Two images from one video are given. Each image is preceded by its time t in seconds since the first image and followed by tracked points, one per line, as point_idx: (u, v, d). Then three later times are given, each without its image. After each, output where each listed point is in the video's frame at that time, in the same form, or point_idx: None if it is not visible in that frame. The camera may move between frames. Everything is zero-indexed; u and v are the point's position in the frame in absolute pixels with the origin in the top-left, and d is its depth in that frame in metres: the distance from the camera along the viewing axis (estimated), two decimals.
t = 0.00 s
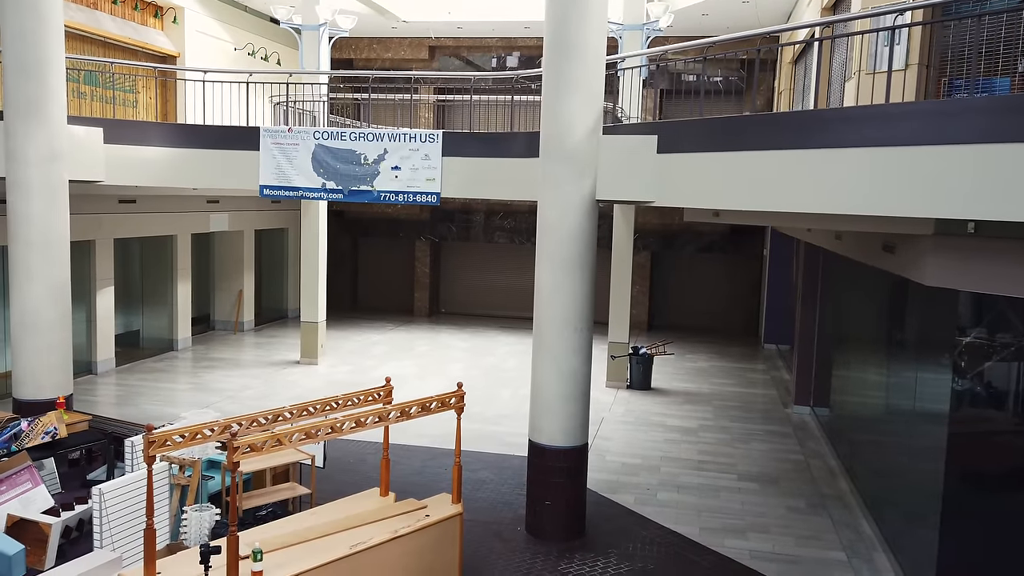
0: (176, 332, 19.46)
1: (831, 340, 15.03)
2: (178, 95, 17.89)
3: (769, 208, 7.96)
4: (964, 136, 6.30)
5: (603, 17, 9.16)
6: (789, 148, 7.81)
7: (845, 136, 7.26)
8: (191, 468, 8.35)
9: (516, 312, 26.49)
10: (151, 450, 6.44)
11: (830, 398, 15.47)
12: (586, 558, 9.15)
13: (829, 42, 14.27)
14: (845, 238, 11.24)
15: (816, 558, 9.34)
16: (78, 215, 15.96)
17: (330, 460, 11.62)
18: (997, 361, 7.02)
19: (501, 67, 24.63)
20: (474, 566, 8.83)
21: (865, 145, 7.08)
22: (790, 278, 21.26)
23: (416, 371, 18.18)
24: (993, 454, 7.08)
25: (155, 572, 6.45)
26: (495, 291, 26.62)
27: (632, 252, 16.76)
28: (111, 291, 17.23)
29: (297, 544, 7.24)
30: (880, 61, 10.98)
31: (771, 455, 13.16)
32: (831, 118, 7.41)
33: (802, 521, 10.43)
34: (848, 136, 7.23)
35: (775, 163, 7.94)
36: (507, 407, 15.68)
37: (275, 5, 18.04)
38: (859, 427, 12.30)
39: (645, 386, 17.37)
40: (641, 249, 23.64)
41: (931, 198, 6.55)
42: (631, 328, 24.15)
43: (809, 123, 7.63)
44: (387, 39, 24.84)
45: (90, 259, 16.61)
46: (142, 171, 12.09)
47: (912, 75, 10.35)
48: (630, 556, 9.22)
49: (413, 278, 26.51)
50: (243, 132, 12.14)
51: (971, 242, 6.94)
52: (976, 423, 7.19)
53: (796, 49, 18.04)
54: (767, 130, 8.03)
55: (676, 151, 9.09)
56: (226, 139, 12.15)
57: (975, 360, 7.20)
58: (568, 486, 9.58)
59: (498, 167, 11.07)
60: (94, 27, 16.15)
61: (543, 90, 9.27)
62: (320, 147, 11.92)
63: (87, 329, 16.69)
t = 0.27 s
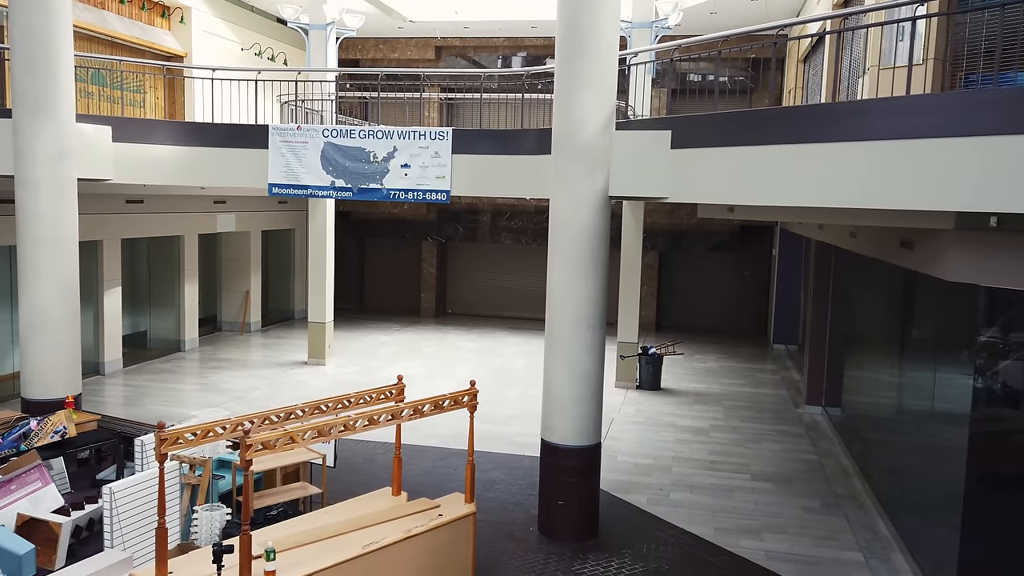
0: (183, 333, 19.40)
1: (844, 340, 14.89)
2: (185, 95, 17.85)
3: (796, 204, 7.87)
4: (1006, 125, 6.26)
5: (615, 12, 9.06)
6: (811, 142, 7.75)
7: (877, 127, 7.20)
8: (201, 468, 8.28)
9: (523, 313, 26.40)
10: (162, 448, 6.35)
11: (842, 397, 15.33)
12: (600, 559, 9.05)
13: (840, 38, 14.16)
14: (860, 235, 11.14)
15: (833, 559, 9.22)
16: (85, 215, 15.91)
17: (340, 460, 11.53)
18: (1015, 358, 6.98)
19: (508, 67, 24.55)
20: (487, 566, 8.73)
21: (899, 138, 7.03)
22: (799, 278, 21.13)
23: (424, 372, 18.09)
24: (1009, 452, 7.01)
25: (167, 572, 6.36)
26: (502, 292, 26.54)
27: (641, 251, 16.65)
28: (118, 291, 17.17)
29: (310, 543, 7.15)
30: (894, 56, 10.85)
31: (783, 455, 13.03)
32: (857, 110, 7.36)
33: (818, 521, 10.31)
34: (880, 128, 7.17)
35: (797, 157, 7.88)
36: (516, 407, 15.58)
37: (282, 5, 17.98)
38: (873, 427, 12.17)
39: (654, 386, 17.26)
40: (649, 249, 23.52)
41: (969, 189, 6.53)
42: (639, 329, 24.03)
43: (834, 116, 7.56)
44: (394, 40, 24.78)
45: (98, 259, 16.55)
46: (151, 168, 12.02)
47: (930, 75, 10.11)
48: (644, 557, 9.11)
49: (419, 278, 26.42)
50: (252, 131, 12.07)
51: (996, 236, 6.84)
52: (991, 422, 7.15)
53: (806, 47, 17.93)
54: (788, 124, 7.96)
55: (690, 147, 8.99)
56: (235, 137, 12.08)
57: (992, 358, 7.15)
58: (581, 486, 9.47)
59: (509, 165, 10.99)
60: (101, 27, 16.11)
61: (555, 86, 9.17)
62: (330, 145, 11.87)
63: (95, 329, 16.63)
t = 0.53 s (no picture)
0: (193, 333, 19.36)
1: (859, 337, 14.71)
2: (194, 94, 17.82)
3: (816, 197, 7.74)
4: None
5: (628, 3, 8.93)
6: (832, 133, 7.60)
7: (899, 117, 7.06)
8: (213, 466, 8.22)
9: (533, 312, 26.29)
10: (174, 445, 6.27)
11: (856, 395, 15.17)
12: (616, 558, 8.93)
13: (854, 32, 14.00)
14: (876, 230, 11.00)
15: (853, 558, 9.08)
16: (95, 215, 15.88)
17: (351, 459, 11.45)
18: None
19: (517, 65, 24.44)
20: (502, 565, 8.62)
21: (922, 128, 6.88)
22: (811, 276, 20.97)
23: (434, 371, 18.00)
24: None
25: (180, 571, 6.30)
26: (511, 292, 26.45)
27: (653, 248, 16.50)
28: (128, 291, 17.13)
29: (325, 541, 7.07)
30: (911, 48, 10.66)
31: (799, 453, 12.88)
32: (879, 100, 7.20)
33: (836, 520, 10.16)
34: (903, 118, 7.02)
35: (818, 149, 7.73)
36: (527, 406, 15.48)
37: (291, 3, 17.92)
38: (890, 425, 12.01)
39: (666, 384, 17.12)
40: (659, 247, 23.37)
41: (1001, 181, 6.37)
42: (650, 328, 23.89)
43: (856, 107, 7.42)
44: (402, 39, 24.71)
45: (108, 259, 16.52)
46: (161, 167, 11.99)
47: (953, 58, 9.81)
48: (661, 556, 8.99)
49: (428, 278, 26.35)
50: (262, 128, 12.00)
51: None
52: (1011, 420, 7.11)
53: (818, 42, 17.78)
54: (808, 116, 7.81)
55: (705, 140, 8.87)
56: (245, 134, 12.01)
57: (1014, 354, 7.12)
58: (596, 483, 9.34)
59: (520, 160, 10.89)
60: (110, 26, 16.09)
61: (569, 79, 9.06)
62: (340, 141, 11.80)
63: (105, 329, 16.60)
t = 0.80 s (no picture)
0: (201, 329, 19.29)
1: (872, 333, 14.52)
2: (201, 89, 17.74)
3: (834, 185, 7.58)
4: None
5: None
6: (851, 119, 7.45)
7: (919, 101, 6.90)
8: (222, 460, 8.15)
9: (541, 309, 26.15)
10: (184, 437, 6.17)
11: (870, 390, 15.00)
12: (629, 553, 8.80)
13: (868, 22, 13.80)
14: (892, 222, 10.83)
15: (872, 554, 8.93)
16: (102, 211, 15.81)
17: (360, 454, 11.34)
18: None
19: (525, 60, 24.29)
20: (514, 561, 8.50)
21: (942, 112, 6.72)
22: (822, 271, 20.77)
23: (443, 367, 17.89)
24: None
25: (189, 565, 6.22)
26: (520, 288, 26.33)
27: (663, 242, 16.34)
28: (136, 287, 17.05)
29: (335, 536, 6.97)
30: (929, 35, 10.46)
31: (813, 449, 12.72)
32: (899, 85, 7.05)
33: (853, 515, 10.01)
34: (923, 103, 6.86)
35: (835, 136, 7.58)
36: (537, 401, 15.35)
37: None
38: (905, 420, 11.84)
39: (677, 380, 16.97)
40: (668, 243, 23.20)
41: None
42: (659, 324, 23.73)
43: (874, 92, 7.27)
44: (409, 34, 24.59)
45: (116, 254, 16.45)
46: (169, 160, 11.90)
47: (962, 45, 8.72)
48: (675, 551, 8.86)
49: (436, 274, 26.25)
50: (270, 121, 11.90)
51: None
52: None
53: (829, 34, 17.59)
54: (826, 102, 7.67)
55: (720, 129, 8.72)
56: (253, 127, 11.90)
57: None
58: (609, 478, 9.22)
59: (531, 152, 10.78)
60: (117, 21, 15.99)
61: (581, 68, 8.93)
62: (348, 134, 11.69)
63: (113, 326, 16.53)
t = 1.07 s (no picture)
0: (211, 323, 19.24)
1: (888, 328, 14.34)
2: (211, 81, 17.67)
3: (856, 175, 7.44)
4: None
5: None
6: (873, 107, 7.30)
7: (944, 87, 6.75)
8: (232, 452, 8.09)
9: (551, 303, 26.02)
10: (195, 428, 6.08)
11: (885, 386, 14.83)
12: (644, 548, 8.70)
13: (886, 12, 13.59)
14: (911, 214, 10.66)
15: (890, 550, 8.79)
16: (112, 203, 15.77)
17: (371, 448, 11.26)
18: None
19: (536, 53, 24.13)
20: (527, 556, 8.41)
21: (970, 98, 6.56)
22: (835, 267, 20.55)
23: (453, 361, 17.80)
24: None
25: (200, 557, 6.17)
26: (529, 283, 26.21)
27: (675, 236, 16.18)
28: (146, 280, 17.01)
29: (347, 528, 6.89)
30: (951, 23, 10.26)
31: (828, 444, 12.57)
32: (923, 72, 6.90)
33: (870, 511, 9.88)
34: (949, 88, 6.70)
35: (857, 124, 7.44)
36: (548, 396, 15.24)
37: None
38: (922, 416, 11.68)
39: (689, 375, 16.82)
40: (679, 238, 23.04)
41: None
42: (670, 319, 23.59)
43: (897, 79, 7.12)
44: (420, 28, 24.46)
45: (126, 247, 16.41)
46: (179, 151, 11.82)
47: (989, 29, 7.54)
48: (690, 547, 8.75)
49: (446, 269, 26.16)
50: (281, 111, 11.81)
51: None
52: None
53: (845, 25, 17.36)
54: (847, 90, 7.52)
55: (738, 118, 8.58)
56: (263, 117, 11.80)
57: None
58: (623, 472, 9.10)
59: (545, 143, 10.66)
60: (127, 13, 15.91)
61: (597, 56, 8.79)
62: (360, 125, 11.59)
63: (123, 319, 16.49)
